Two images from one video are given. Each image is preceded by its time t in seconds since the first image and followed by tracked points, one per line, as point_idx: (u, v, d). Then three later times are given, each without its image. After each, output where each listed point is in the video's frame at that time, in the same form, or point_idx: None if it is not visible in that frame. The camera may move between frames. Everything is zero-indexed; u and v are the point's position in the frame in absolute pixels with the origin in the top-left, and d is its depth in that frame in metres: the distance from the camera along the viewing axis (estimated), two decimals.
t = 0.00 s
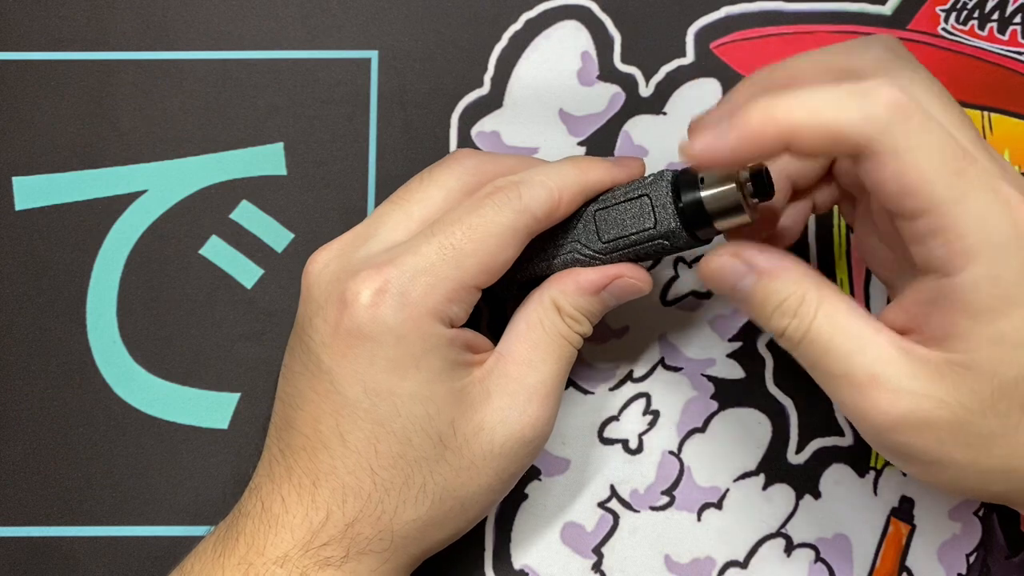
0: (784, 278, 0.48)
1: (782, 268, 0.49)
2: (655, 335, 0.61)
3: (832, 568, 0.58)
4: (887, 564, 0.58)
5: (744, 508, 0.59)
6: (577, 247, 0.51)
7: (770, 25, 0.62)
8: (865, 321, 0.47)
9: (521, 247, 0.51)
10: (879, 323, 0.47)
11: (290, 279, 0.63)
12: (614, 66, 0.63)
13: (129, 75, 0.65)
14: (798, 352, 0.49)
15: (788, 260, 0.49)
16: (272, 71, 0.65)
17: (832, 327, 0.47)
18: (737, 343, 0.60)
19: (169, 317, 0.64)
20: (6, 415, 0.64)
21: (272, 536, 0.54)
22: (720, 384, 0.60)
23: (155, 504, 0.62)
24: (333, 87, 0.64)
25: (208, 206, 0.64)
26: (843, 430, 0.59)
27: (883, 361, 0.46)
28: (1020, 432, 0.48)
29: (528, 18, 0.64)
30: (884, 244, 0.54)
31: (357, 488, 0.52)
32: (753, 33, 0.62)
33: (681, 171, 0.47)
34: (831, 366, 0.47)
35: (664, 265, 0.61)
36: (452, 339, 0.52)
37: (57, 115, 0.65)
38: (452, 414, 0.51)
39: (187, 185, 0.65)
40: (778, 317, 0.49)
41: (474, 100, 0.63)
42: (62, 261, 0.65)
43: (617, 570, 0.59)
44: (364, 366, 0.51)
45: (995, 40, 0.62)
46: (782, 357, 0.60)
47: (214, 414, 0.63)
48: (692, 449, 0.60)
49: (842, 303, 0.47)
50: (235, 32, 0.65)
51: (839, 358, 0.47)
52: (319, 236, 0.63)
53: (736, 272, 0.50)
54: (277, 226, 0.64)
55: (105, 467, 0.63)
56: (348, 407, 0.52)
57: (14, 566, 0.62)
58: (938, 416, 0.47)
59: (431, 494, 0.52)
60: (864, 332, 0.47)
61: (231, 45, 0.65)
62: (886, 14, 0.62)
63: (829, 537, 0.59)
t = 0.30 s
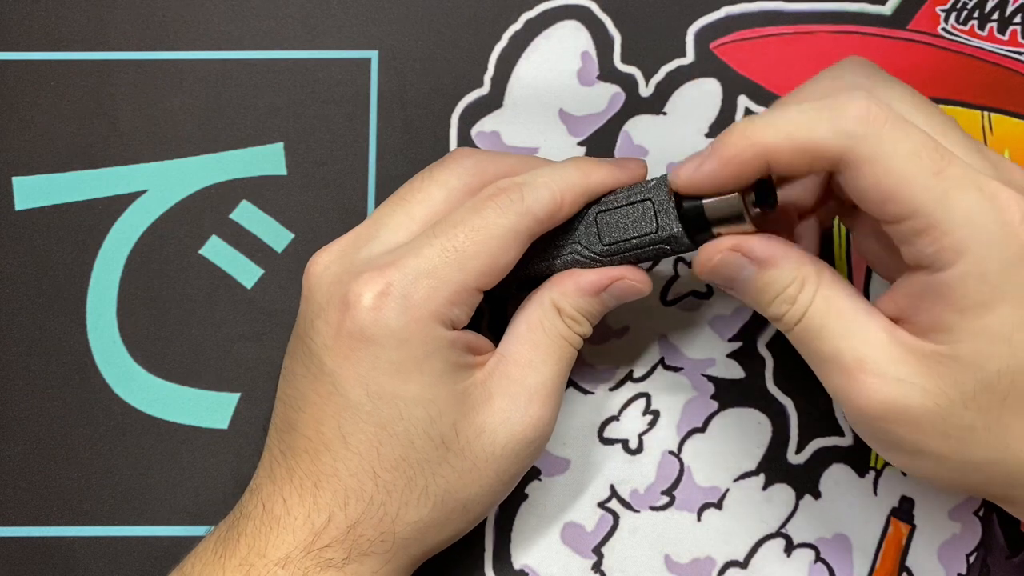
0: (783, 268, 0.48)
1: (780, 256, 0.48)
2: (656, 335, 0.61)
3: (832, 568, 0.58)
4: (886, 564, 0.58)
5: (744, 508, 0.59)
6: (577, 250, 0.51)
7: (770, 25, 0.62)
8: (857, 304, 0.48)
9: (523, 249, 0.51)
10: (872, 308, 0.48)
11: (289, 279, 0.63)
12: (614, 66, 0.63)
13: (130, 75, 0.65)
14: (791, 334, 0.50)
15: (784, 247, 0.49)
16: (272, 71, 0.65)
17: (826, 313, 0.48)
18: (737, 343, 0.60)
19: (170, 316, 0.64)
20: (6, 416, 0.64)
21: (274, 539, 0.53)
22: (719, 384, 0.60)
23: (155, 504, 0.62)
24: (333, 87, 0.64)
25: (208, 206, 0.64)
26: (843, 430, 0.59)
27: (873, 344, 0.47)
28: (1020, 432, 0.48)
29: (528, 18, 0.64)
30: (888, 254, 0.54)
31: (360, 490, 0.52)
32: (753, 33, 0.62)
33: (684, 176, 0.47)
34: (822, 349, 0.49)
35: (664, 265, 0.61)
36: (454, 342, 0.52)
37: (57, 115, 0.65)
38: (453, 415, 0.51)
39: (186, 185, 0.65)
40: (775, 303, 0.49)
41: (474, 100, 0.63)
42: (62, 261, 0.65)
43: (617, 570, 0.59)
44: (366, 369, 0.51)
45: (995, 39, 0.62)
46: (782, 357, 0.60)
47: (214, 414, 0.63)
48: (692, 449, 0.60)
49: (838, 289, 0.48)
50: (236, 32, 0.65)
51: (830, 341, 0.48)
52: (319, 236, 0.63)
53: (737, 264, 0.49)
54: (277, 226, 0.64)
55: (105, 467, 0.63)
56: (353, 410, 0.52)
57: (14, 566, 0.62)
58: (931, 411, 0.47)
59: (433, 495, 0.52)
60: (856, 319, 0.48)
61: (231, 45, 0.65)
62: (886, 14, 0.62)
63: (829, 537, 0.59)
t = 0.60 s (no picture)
0: (774, 251, 0.45)
1: (772, 239, 0.45)
2: (656, 335, 0.61)
3: (832, 568, 0.58)
4: (886, 564, 0.58)
5: (744, 508, 0.59)
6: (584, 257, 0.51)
7: (770, 25, 0.62)
8: (848, 291, 0.47)
9: (529, 253, 0.51)
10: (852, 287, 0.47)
11: (289, 279, 0.63)
12: (614, 66, 0.63)
13: (130, 75, 0.65)
14: (777, 322, 0.48)
15: (773, 227, 0.46)
16: (272, 71, 0.65)
17: (818, 300, 0.46)
18: (737, 344, 0.60)
19: (170, 316, 0.64)
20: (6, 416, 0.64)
21: (276, 540, 0.53)
22: (720, 384, 0.60)
23: (155, 504, 0.62)
24: (333, 87, 0.64)
25: (208, 206, 0.64)
26: (843, 430, 0.59)
27: (866, 328, 0.46)
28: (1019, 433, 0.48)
29: (528, 18, 0.64)
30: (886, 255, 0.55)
31: (365, 493, 0.52)
32: (753, 33, 0.62)
33: (691, 181, 0.48)
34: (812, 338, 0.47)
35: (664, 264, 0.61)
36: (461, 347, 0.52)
37: (57, 115, 0.65)
38: (459, 419, 0.51)
39: (186, 185, 0.65)
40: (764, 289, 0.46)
41: (474, 100, 0.63)
42: (62, 261, 0.65)
43: (617, 570, 0.59)
44: (373, 372, 0.51)
45: (995, 39, 0.62)
46: (782, 358, 0.60)
47: (214, 414, 0.63)
48: (692, 449, 0.60)
49: (828, 273, 0.46)
50: (235, 32, 0.65)
51: (824, 330, 0.46)
52: (319, 236, 0.63)
53: (730, 246, 0.45)
54: (277, 226, 0.64)
55: (105, 467, 0.63)
56: (354, 411, 0.52)
57: (14, 566, 0.62)
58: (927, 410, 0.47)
59: (437, 498, 0.52)
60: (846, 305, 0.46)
61: (231, 45, 0.65)
62: (886, 14, 0.62)
63: (829, 537, 0.59)
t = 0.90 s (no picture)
0: (762, 293, 0.47)
1: (758, 283, 0.47)
2: (656, 335, 0.61)
3: (832, 568, 0.58)
4: (886, 564, 0.58)
5: (744, 508, 0.59)
6: (588, 256, 0.52)
7: (770, 25, 0.62)
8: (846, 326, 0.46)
9: (530, 254, 0.51)
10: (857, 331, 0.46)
11: (289, 278, 0.63)
12: (614, 66, 0.63)
13: (130, 75, 0.65)
14: (776, 365, 0.48)
15: (762, 271, 0.47)
16: (272, 71, 0.65)
17: (816, 336, 0.46)
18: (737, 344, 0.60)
19: (169, 316, 0.64)
20: (6, 416, 0.64)
21: (276, 541, 0.53)
22: (719, 384, 0.60)
23: (155, 504, 0.62)
24: (333, 87, 0.64)
25: (208, 206, 0.64)
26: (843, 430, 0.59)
27: (868, 363, 0.45)
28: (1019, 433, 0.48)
29: (528, 18, 0.64)
30: (884, 256, 0.56)
31: (364, 493, 0.52)
32: (753, 33, 0.62)
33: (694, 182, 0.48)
34: (819, 380, 0.46)
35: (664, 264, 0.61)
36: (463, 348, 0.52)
37: (57, 115, 0.65)
38: (460, 420, 0.51)
39: (186, 185, 0.65)
40: (761, 332, 0.47)
41: (474, 100, 0.63)
42: (62, 261, 0.65)
43: (617, 570, 0.59)
44: (373, 373, 0.51)
45: (995, 39, 0.62)
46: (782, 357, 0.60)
47: (214, 414, 0.63)
48: (692, 449, 0.60)
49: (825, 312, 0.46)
50: (235, 32, 0.65)
51: (827, 369, 0.45)
52: (319, 236, 0.63)
53: (714, 291, 0.48)
54: (277, 226, 0.64)
55: (105, 467, 0.63)
56: (356, 412, 0.52)
57: (14, 566, 0.62)
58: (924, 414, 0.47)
59: (440, 500, 0.52)
60: (842, 343, 0.45)
61: (231, 45, 0.65)
62: (886, 14, 0.62)
63: (829, 537, 0.59)
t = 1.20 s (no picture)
0: (783, 255, 0.47)
1: (785, 244, 0.47)
2: (655, 335, 0.61)
3: (832, 568, 0.58)
4: (886, 564, 0.58)
5: (744, 508, 0.59)
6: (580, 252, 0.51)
7: (770, 25, 0.62)
8: (853, 302, 0.48)
9: (524, 249, 0.51)
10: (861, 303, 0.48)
11: (289, 278, 0.63)
12: (614, 66, 0.63)
13: (130, 75, 0.65)
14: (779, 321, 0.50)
15: (786, 232, 0.47)
16: (272, 71, 0.65)
17: (825, 306, 0.47)
18: (737, 343, 0.60)
19: (169, 316, 0.64)
20: (6, 415, 0.64)
21: (276, 540, 0.53)
22: (719, 384, 0.60)
23: (155, 504, 0.62)
24: (333, 88, 0.64)
25: (208, 206, 0.64)
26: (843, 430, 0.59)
27: (863, 342, 0.47)
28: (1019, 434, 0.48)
29: (528, 18, 0.64)
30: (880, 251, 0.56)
31: (362, 490, 0.52)
32: (754, 33, 0.62)
33: (685, 177, 0.48)
34: (814, 345, 0.48)
35: (663, 263, 0.61)
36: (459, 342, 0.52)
37: (57, 115, 0.65)
38: (456, 414, 0.51)
39: (186, 185, 0.65)
40: (772, 291, 0.48)
41: (474, 100, 0.63)
42: (62, 261, 0.65)
43: (617, 570, 0.59)
44: (368, 368, 0.51)
45: (995, 39, 0.62)
46: (782, 358, 0.60)
47: (214, 414, 0.63)
48: (692, 449, 0.60)
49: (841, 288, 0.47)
50: (235, 32, 0.65)
51: (821, 335, 0.48)
52: (319, 236, 0.63)
53: (741, 247, 0.47)
54: (277, 226, 0.64)
55: (105, 467, 0.63)
56: (352, 409, 0.52)
57: (14, 566, 0.62)
58: (910, 413, 0.47)
59: (437, 493, 0.52)
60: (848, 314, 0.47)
61: (231, 45, 0.65)
62: (886, 14, 0.62)
63: (829, 537, 0.59)
